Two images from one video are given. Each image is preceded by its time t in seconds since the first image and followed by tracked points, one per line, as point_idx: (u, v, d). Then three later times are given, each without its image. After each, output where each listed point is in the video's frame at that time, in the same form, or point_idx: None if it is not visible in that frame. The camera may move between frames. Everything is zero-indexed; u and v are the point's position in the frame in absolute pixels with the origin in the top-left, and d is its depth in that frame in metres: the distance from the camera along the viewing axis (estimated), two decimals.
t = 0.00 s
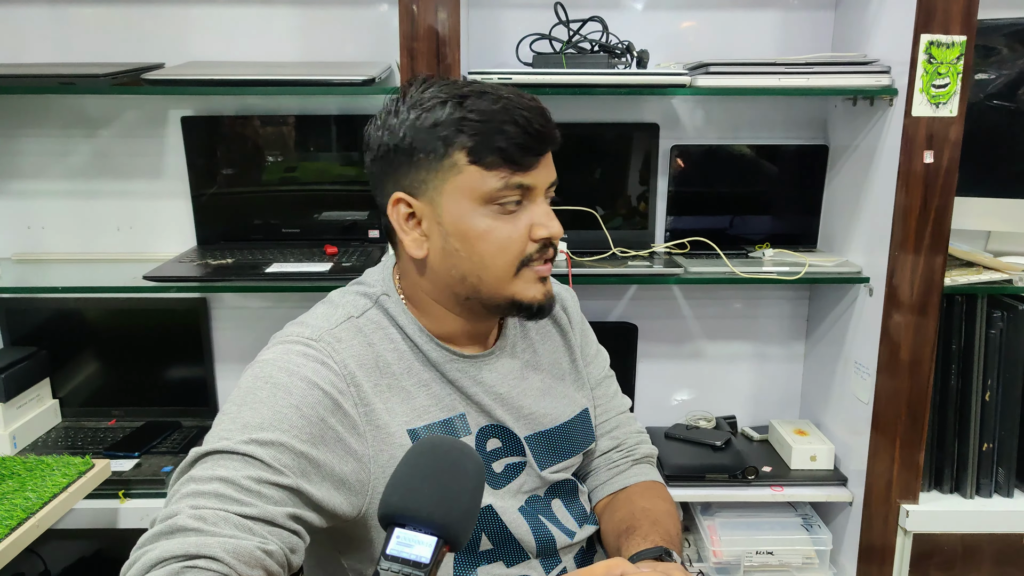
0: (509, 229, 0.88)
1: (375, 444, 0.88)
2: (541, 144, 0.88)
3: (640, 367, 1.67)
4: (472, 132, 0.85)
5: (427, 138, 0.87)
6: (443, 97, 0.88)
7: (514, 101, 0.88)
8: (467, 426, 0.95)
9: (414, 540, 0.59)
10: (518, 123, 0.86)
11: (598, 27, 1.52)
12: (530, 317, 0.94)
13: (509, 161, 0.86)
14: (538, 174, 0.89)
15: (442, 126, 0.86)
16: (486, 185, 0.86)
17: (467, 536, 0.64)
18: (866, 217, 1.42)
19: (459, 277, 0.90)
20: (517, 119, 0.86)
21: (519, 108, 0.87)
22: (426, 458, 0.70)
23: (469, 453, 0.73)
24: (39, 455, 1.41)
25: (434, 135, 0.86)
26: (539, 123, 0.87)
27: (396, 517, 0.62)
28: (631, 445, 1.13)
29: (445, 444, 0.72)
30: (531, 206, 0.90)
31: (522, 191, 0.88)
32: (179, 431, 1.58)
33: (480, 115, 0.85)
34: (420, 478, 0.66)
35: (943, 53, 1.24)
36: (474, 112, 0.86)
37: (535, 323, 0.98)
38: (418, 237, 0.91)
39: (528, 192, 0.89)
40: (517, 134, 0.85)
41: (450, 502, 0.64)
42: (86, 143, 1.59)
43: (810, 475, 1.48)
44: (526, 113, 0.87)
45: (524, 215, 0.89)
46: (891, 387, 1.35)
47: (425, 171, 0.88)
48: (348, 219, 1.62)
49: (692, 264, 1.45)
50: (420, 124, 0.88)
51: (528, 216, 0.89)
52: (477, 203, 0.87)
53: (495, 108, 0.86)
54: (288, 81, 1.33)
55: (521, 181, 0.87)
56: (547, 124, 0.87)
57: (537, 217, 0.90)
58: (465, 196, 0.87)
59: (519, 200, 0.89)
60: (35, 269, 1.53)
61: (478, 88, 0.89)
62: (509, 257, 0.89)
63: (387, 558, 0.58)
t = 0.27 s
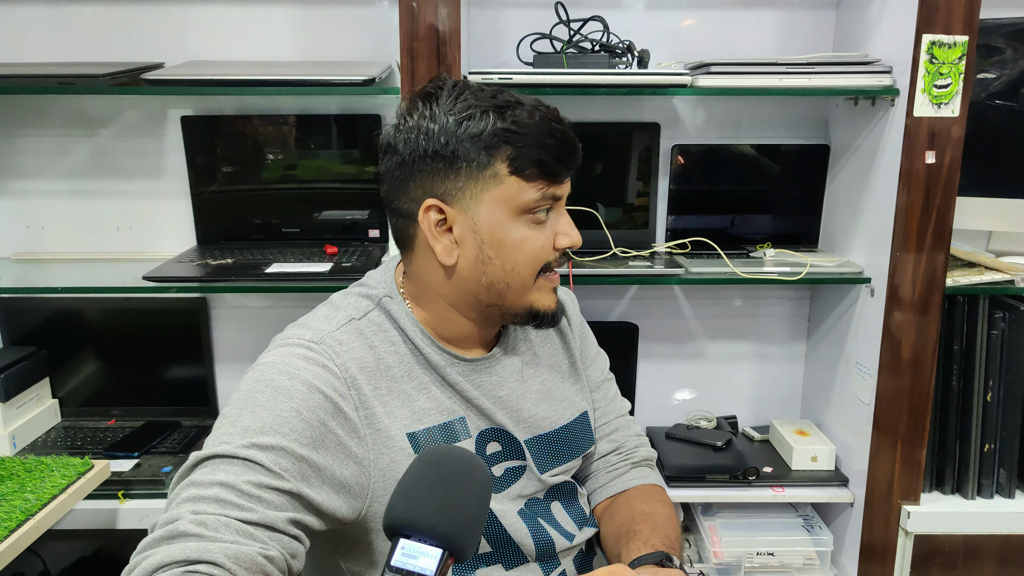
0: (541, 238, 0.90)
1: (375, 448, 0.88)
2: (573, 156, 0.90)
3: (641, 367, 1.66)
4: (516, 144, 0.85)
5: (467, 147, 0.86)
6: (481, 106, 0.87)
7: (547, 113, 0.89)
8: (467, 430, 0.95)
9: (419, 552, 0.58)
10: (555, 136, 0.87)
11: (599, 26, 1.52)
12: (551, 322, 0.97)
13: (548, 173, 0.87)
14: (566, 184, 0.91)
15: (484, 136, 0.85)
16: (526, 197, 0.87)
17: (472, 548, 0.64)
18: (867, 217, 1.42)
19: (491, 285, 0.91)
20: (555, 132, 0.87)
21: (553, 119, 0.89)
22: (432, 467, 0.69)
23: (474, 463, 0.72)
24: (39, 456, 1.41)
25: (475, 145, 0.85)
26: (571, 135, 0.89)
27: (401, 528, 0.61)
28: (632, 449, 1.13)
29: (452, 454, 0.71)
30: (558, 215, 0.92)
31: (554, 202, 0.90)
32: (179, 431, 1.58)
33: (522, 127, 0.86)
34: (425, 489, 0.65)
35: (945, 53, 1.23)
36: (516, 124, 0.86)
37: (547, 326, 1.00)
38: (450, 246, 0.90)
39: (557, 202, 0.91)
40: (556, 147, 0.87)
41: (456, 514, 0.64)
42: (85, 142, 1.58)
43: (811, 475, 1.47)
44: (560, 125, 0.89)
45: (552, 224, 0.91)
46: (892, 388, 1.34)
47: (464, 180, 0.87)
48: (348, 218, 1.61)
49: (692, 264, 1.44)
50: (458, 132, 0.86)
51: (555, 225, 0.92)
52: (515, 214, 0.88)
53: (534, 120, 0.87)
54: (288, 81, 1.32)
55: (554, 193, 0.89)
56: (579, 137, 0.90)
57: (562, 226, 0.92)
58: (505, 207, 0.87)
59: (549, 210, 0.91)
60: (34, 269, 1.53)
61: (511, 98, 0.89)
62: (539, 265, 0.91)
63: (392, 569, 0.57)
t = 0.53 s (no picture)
0: (542, 241, 0.89)
1: (375, 453, 0.87)
2: (570, 155, 0.89)
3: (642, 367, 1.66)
4: (513, 147, 0.85)
5: (465, 153, 0.85)
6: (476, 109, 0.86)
7: (542, 113, 0.89)
8: (469, 435, 0.94)
9: (417, 558, 0.58)
10: (551, 136, 0.87)
11: (599, 26, 1.52)
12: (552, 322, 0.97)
13: (547, 174, 0.87)
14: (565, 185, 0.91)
15: (482, 141, 0.85)
16: (525, 200, 0.86)
17: (471, 555, 0.64)
18: (869, 217, 1.41)
19: (494, 290, 0.90)
20: (551, 133, 0.87)
21: (549, 119, 0.88)
22: (432, 474, 0.69)
23: (474, 470, 0.72)
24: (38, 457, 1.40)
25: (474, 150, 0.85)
26: (567, 134, 0.89)
27: (400, 535, 0.61)
28: (633, 452, 1.13)
29: (450, 461, 0.71)
30: (557, 215, 0.92)
31: (553, 203, 0.90)
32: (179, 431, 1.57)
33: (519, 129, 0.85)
34: (425, 495, 0.65)
35: (946, 53, 1.23)
36: (512, 126, 0.85)
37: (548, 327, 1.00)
38: (452, 252, 0.89)
39: (556, 203, 0.90)
40: (554, 148, 0.86)
41: (455, 520, 0.64)
42: (84, 141, 1.58)
43: (812, 476, 1.47)
44: (555, 125, 0.88)
45: (553, 225, 0.91)
46: (893, 388, 1.34)
47: (464, 186, 0.86)
48: (348, 218, 1.61)
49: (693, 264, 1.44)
50: (455, 138, 0.86)
51: (556, 226, 0.91)
52: (515, 217, 0.87)
53: (530, 121, 0.86)
54: (287, 81, 1.32)
55: (553, 194, 0.89)
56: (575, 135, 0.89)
57: (563, 226, 0.92)
58: (506, 211, 0.87)
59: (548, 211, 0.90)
60: (33, 269, 1.52)
61: (506, 99, 0.88)
62: (542, 267, 0.90)
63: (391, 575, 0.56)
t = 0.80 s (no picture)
0: (536, 248, 0.88)
1: (367, 451, 0.87)
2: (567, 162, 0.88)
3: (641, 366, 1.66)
4: (510, 155, 0.83)
5: (460, 161, 0.84)
6: (472, 114, 0.84)
7: (540, 117, 0.87)
8: (462, 433, 0.94)
9: (411, 555, 0.57)
10: (549, 143, 0.85)
11: (598, 23, 1.51)
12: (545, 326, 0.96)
13: (543, 183, 0.85)
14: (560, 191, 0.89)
15: (479, 149, 0.83)
16: (520, 208, 0.85)
17: (467, 552, 0.63)
18: (869, 214, 1.41)
19: (486, 298, 0.89)
20: (549, 140, 0.85)
21: (546, 125, 0.86)
22: (427, 471, 0.68)
23: (470, 467, 0.71)
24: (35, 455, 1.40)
25: (468, 158, 0.83)
26: (564, 141, 0.87)
27: (395, 532, 0.60)
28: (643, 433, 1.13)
29: (447, 459, 0.71)
30: (551, 221, 0.90)
31: (548, 210, 0.88)
32: (177, 430, 1.57)
33: (516, 136, 0.83)
34: (420, 493, 0.64)
35: (947, 49, 1.22)
36: (509, 134, 0.83)
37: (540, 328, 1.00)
38: (444, 259, 0.88)
39: (551, 209, 0.89)
40: (551, 156, 0.85)
41: (451, 517, 0.63)
42: (83, 138, 1.57)
43: (812, 474, 1.47)
44: (553, 131, 0.87)
45: (546, 231, 0.90)
46: (892, 387, 1.34)
47: (458, 193, 0.84)
48: (347, 216, 1.60)
49: (692, 261, 1.44)
50: (450, 143, 0.84)
51: (550, 232, 0.90)
52: (509, 225, 0.86)
53: (528, 128, 0.84)
54: (285, 78, 1.31)
55: (548, 201, 0.87)
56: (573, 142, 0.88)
57: (556, 232, 0.91)
58: (499, 219, 0.85)
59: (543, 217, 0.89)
60: (31, 267, 1.52)
61: (503, 102, 0.86)
62: (535, 274, 0.90)
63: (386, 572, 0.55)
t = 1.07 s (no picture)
0: (521, 252, 0.87)
1: (363, 448, 0.86)
2: (552, 162, 0.86)
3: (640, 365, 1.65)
4: (490, 161, 0.81)
5: (440, 168, 0.82)
6: (451, 119, 0.82)
7: (523, 118, 0.84)
8: (457, 430, 0.94)
9: (413, 551, 0.57)
10: (532, 146, 0.83)
11: (598, 21, 1.51)
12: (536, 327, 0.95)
13: (527, 187, 0.83)
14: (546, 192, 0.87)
15: (458, 156, 0.81)
16: (503, 214, 0.84)
17: (467, 544, 0.62)
18: (868, 212, 1.41)
19: (473, 303, 0.89)
20: (532, 142, 0.83)
21: (530, 126, 0.84)
22: (425, 467, 0.68)
23: (466, 461, 0.70)
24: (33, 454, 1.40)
25: (449, 165, 0.82)
26: (549, 142, 0.85)
27: (395, 527, 0.59)
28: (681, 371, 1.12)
29: (443, 455, 0.70)
30: (538, 223, 0.89)
31: (533, 213, 0.87)
32: (175, 429, 1.56)
33: (496, 141, 0.81)
34: (418, 488, 0.64)
35: (947, 48, 1.22)
36: (489, 139, 0.81)
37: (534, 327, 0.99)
38: (428, 266, 0.88)
39: (537, 211, 0.87)
40: (534, 159, 0.83)
41: (451, 511, 0.62)
42: (82, 137, 1.57)
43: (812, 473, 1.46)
44: (537, 132, 0.84)
45: (533, 233, 0.88)
46: (892, 387, 1.34)
47: (440, 201, 0.84)
48: (346, 214, 1.60)
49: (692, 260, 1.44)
50: (430, 151, 0.83)
51: (536, 234, 0.88)
52: (493, 231, 0.85)
53: (510, 131, 0.82)
54: (285, 76, 1.31)
55: (533, 204, 0.86)
56: (557, 142, 0.85)
57: (544, 234, 0.89)
58: (483, 225, 0.84)
59: (528, 220, 0.87)
60: (30, 265, 1.52)
61: (484, 104, 0.83)
62: (522, 278, 0.88)
63: (386, 568, 0.55)
